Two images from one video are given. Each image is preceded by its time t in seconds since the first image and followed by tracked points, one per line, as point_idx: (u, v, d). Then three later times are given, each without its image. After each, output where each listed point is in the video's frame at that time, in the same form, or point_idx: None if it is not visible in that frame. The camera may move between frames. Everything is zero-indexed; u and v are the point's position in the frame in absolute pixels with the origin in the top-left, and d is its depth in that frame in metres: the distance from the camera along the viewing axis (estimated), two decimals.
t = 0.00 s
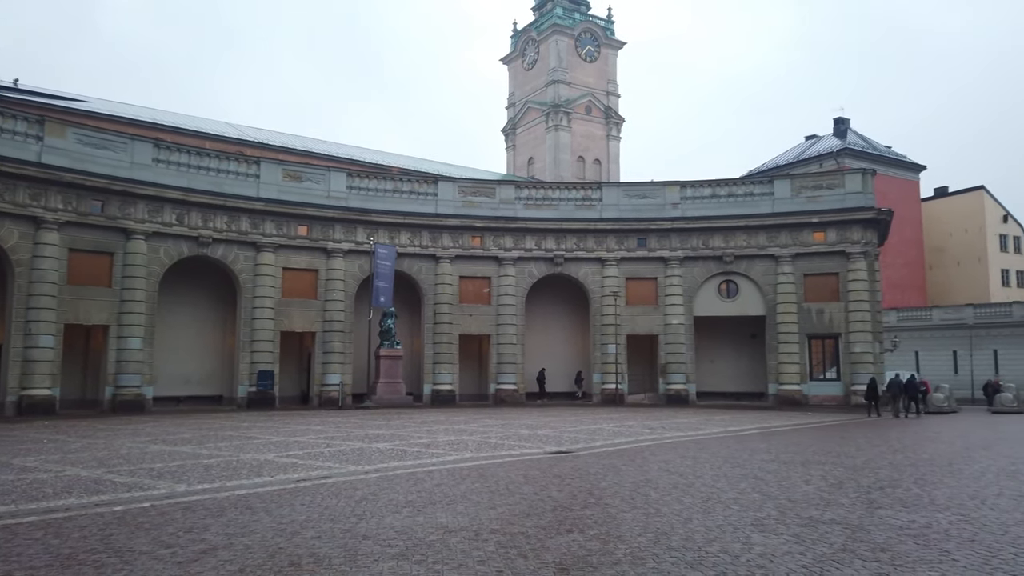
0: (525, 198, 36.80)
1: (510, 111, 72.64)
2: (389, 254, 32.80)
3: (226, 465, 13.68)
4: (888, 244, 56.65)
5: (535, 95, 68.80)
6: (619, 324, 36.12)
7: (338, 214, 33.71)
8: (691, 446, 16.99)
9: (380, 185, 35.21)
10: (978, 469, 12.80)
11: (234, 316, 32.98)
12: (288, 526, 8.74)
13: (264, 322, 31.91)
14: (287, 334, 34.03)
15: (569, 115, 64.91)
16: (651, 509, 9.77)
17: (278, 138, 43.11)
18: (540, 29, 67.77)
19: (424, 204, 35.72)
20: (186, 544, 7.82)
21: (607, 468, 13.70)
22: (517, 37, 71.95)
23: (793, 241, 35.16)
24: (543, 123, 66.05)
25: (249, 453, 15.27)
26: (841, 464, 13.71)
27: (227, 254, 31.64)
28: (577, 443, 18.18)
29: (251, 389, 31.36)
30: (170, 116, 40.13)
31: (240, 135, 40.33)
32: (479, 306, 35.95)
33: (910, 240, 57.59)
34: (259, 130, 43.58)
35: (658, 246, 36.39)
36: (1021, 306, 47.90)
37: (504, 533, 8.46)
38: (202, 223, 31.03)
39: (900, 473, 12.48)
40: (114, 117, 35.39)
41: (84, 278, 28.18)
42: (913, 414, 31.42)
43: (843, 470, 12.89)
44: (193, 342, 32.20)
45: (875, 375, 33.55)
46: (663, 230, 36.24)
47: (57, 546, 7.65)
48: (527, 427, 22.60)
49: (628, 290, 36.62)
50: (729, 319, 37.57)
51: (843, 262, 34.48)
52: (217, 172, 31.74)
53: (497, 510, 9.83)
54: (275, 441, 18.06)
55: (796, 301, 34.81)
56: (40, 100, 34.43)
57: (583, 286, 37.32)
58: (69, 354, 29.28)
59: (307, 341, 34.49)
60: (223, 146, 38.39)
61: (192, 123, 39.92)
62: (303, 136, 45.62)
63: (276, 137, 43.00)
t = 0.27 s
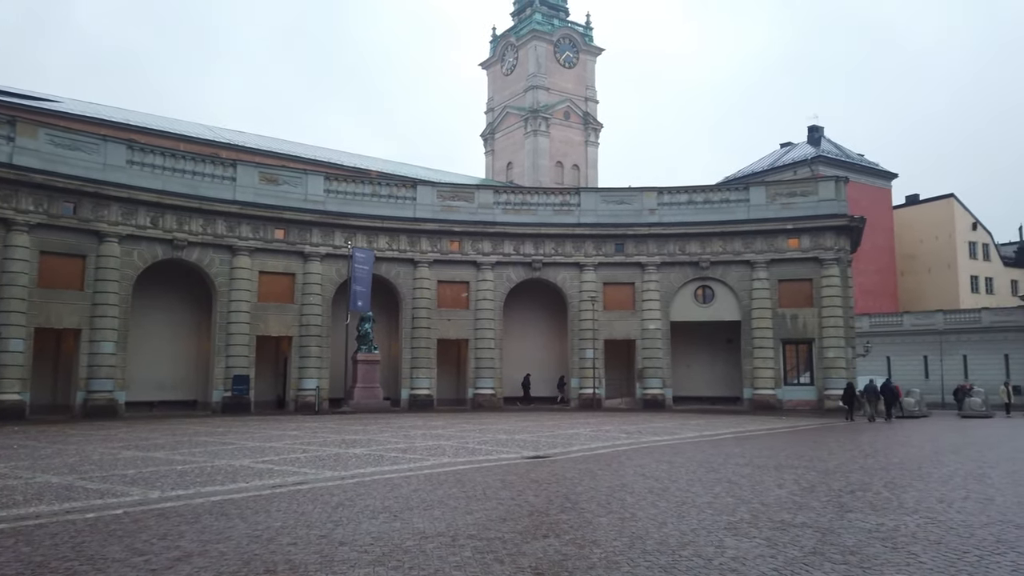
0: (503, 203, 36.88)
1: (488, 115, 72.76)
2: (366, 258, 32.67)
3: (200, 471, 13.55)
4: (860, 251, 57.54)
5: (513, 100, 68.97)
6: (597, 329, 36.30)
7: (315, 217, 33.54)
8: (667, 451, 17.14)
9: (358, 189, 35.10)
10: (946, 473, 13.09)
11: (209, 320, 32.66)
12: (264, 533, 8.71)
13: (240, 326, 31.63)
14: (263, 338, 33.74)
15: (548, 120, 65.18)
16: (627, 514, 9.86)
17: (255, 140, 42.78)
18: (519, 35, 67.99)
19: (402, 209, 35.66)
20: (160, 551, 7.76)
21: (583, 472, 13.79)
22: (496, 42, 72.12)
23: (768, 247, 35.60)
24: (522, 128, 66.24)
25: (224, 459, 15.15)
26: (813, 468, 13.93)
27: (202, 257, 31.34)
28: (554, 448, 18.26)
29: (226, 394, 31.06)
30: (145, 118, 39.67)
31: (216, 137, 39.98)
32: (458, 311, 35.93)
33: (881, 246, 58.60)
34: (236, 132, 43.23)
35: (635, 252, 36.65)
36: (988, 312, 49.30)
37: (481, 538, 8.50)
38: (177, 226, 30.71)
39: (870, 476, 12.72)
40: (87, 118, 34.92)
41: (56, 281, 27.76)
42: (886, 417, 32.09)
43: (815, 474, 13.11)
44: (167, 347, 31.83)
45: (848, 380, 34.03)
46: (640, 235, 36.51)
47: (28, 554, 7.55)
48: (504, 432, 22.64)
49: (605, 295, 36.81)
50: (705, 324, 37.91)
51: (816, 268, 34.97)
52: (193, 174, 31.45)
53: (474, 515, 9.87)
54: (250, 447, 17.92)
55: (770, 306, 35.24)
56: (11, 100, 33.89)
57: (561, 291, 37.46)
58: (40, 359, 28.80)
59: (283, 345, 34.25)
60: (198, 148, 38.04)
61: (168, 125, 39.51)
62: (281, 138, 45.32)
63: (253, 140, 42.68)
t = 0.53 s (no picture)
0: (481, 210, 36.96)
1: (466, 122, 72.89)
2: (343, 265, 32.54)
3: (172, 479, 13.41)
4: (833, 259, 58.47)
5: (491, 107, 69.19)
6: (573, 336, 36.45)
7: (291, 223, 33.36)
8: (641, 458, 17.29)
9: (334, 195, 35.00)
10: (913, 478, 13.38)
11: (183, 326, 32.30)
12: (238, 542, 8.67)
13: (214, 333, 31.32)
14: (238, 344, 33.44)
15: (526, 128, 65.46)
16: (601, 520, 9.96)
17: (230, 145, 42.48)
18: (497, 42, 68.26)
19: (379, 215, 35.61)
20: (132, 560, 7.70)
21: (559, 479, 13.88)
22: (474, 49, 72.35)
23: (742, 255, 36.06)
24: (500, 136, 66.43)
25: (197, 468, 14.99)
26: (784, 474, 14.15)
27: (176, 263, 31.01)
28: (530, 455, 18.33)
29: (199, 402, 30.72)
30: (118, 121, 39.23)
31: (191, 141, 39.64)
32: (435, 318, 35.89)
33: (853, 255, 59.62)
34: (211, 137, 42.89)
35: (611, 260, 36.91)
36: (956, 321, 50.32)
37: (456, 545, 8.55)
38: (150, 231, 30.38)
39: (839, 482, 12.96)
40: (58, 121, 34.45)
41: (25, 286, 27.30)
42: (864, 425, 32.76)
43: (786, 480, 13.32)
44: (139, 354, 31.41)
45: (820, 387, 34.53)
46: (617, 243, 36.79)
47: None
48: (480, 439, 22.66)
49: (582, 302, 37.01)
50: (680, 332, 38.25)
51: (789, 277, 35.48)
52: (167, 179, 31.16)
53: (449, 522, 9.91)
54: (224, 455, 17.75)
55: (744, 314, 35.66)
56: None
57: (537, 298, 37.58)
58: (7, 365, 28.27)
59: (258, 352, 33.96)
60: (173, 153, 37.68)
61: (141, 129, 39.10)
62: (256, 144, 45.03)
63: (228, 144, 42.37)
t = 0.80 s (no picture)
0: (454, 220, 37.01)
1: (440, 133, 72.98)
2: (315, 274, 32.33)
3: (139, 492, 13.19)
4: (801, 271, 59.47)
5: (466, 118, 69.39)
6: (546, 346, 36.58)
7: (263, 232, 33.09)
8: (613, 468, 17.41)
9: (307, 204, 34.84)
10: (877, 487, 13.66)
11: (150, 336, 31.83)
12: (206, 554, 8.59)
13: (182, 342, 30.91)
14: (207, 354, 33.04)
15: (500, 139, 65.74)
16: (571, 530, 10.03)
17: (201, 153, 42.07)
18: (472, 53, 68.55)
19: (352, 225, 35.50)
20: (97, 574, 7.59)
21: (530, 490, 13.93)
22: (448, 60, 72.58)
23: (712, 267, 36.53)
24: (474, 146, 66.62)
25: (164, 480, 14.77)
26: (752, 484, 14.35)
27: (144, 271, 30.58)
28: (502, 466, 18.36)
29: (166, 413, 30.26)
30: (86, 128, 38.65)
31: (161, 149, 39.18)
32: (408, 328, 35.79)
33: (820, 267, 60.74)
34: (181, 144, 42.44)
35: (584, 270, 37.15)
36: (920, 332, 51.39)
37: (427, 556, 8.57)
38: (118, 239, 29.94)
39: (806, 492, 13.19)
40: (24, 126, 33.87)
41: None
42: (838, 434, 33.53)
43: (753, 490, 13.51)
44: (105, 364, 30.87)
45: (789, 398, 35.03)
46: (589, 254, 37.05)
47: None
48: (452, 450, 22.64)
49: (555, 313, 37.18)
50: (652, 342, 38.58)
51: (758, 288, 36.01)
52: (136, 187, 30.77)
53: (420, 533, 9.91)
54: (192, 466, 17.52)
55: (715, 325, 36.09)
56: None
57: (511, 308, 37.67)
58: None
59: (227, 362, 33.58)
60: (142, 160, 37.20)
61: (110, 136, 38.57)
62: (228, 152, 44.66)
63: (199, 152, 41.95)
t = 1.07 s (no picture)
0: (424, 233, 37.01)
1: (411, 144, 72.97)
2: (282, 286, 32.04)
3: (99, 507, 12.93)
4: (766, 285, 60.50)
5: (436, 130, 69.51)
6: (516, 359, 36.66)
7: (229, 242, 32.74)
8: (580, 481, 17.52)
9: (276, 215, 34.58)
10: (838, 498, 13.95)
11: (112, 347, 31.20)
12: (169, 570, 8.47)
13: (145, 354, 30.36)
14: (170, 366, 32.47)
15: (470, 151, 65.95)
16: (538, 542, 10.09)
17: (167, 162, 41.54)
18: (443, 66, 68.79)
19: (321, 236, 35.31)
20: None
21: (498, 502, 13.96)
22: (419, 72, 72.72)
23: (680, 281, 36.99)
24: (445, 159, 66.73)
25: (125, 494, 14.48)
26: (717, 495, 14.56)
27: (106, 281, 30.03)
28: (470, 479, 18.36)
29: (127, 426, 29.65)
30: (48, 135, 37.95)
31: (126, 157, 38.61)
32: (376, 340, 35.60)
33: (785, 281, 61.88)
34: (147, 153, 41.86)
35: (553, 283, 37.36)
36: (881, 346, 52.57)
37: (394, 569, 8.55)
38: (80, 249, 29.39)
39: (769, 503, 13.42)
40: None
41: None
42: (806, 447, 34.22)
43: (718, 501, 13.70)
44: (64, 376, 30.17)
45: (754, 410, 35.53)
46: (559, 267, 37.28)
47: None
48: (420, 463, 22.55)
49: (524, 326, 37.30)
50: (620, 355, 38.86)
51: (724, 302, 36.54)
52: (99, 195, 30.28)
53: (387, 546, 9.88)
54: (154, 481, 17.20)
55: (682, 338, 36.50)
56: None
57: (480, 321, 37.69)
58: None
59: (191, 375, 33.05)
60: (106, 169, 36.61)
61: (73, 143, 37.90)
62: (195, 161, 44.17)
63: (165, 161, 41.43)
